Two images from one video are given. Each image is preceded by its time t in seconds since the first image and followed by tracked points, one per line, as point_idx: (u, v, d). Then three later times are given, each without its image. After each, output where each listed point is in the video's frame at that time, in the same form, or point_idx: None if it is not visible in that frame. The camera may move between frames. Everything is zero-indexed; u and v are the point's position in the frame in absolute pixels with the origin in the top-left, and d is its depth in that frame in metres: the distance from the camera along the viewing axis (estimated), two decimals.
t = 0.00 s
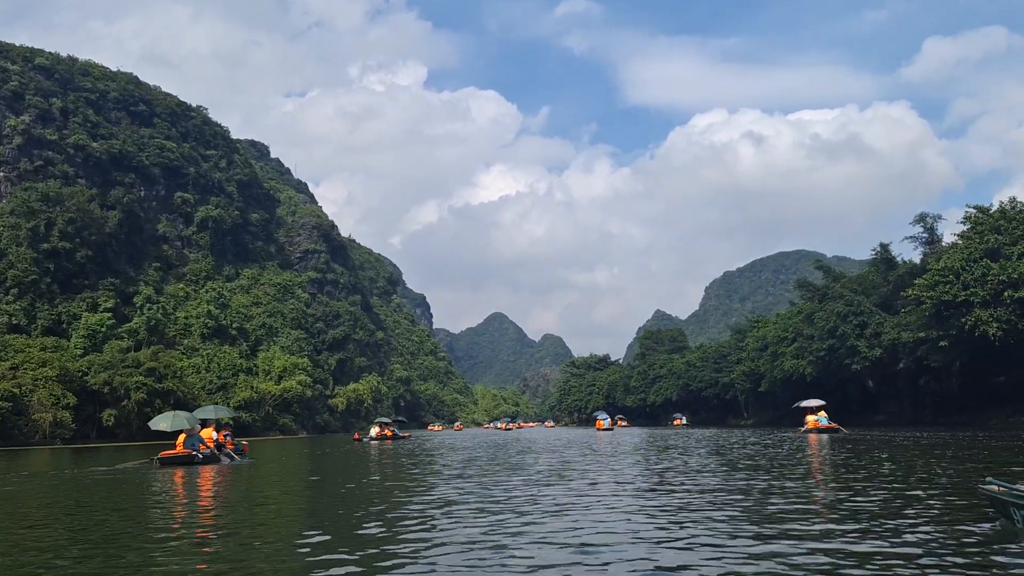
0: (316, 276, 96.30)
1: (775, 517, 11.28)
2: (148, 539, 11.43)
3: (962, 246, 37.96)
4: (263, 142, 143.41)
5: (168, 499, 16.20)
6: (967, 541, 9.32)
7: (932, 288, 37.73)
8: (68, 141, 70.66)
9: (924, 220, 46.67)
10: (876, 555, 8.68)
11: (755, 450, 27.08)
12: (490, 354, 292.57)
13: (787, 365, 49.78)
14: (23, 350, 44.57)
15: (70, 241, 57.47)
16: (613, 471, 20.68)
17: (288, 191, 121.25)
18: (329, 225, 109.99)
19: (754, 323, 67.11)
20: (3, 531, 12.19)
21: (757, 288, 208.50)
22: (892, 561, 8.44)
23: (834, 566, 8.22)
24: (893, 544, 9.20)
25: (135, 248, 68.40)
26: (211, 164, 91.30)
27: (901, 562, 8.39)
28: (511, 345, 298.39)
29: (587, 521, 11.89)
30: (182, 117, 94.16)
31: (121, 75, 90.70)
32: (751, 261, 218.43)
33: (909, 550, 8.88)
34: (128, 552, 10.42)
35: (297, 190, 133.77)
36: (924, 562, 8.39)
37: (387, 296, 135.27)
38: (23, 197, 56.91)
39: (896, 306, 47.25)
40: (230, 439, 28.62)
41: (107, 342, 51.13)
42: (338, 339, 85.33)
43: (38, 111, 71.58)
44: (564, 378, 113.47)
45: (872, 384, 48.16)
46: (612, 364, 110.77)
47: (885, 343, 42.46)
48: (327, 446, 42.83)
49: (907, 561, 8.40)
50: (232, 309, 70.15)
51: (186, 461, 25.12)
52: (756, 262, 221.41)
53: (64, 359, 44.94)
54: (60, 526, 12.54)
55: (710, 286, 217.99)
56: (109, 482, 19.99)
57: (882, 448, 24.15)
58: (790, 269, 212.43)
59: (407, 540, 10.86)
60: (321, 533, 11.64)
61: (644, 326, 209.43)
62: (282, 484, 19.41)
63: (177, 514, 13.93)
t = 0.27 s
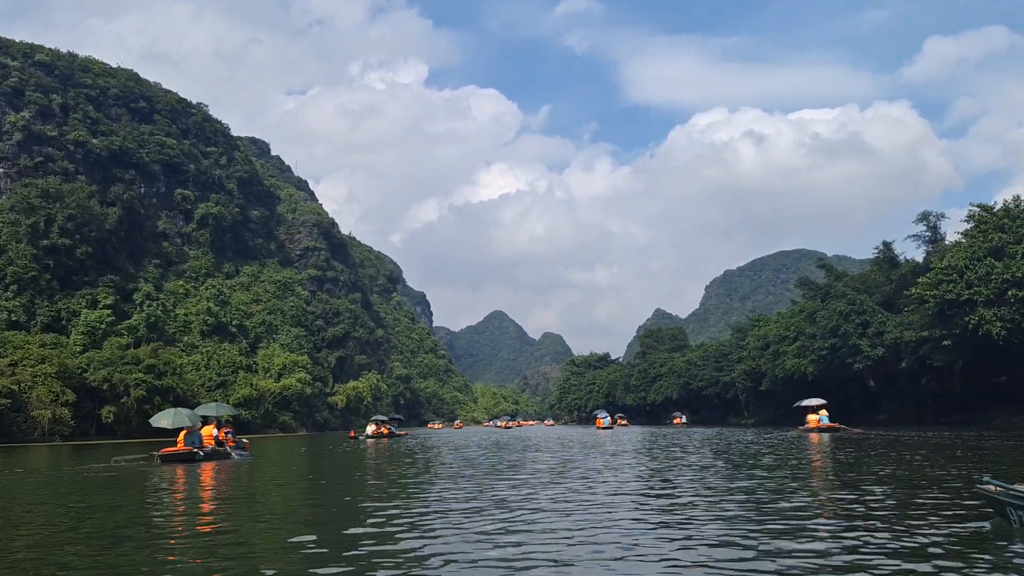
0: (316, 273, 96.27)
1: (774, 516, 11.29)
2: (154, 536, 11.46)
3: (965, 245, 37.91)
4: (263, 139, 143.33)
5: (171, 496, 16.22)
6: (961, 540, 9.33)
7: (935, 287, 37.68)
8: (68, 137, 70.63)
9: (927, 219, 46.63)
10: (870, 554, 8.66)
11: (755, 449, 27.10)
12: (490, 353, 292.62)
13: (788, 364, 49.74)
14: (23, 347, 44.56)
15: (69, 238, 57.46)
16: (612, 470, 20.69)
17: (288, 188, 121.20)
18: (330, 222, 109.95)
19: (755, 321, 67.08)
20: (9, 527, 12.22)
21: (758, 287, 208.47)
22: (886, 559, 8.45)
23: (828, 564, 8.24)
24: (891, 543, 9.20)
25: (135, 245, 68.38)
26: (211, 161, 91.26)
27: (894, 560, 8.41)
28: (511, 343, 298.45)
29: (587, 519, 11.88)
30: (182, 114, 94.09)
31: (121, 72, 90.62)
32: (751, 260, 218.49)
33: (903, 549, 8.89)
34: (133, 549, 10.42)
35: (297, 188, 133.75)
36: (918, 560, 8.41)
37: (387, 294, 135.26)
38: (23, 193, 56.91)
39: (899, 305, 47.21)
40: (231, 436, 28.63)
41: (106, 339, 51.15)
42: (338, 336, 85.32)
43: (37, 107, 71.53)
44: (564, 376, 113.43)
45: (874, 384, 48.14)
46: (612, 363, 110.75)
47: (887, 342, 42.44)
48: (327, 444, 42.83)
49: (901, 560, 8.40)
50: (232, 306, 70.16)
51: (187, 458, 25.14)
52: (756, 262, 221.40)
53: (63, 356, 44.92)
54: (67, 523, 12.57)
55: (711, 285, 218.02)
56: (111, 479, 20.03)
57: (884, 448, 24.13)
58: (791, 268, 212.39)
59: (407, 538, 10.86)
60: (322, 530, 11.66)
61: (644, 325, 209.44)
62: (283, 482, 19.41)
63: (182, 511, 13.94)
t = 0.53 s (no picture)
0: (316, 272, 96.23)
1: (772, 517, 11.26)
2: (154, 534, 11.40)
3: (968, 245, 37.86)
4: (264, 138, 143.29)
5: (170, 495, 16.19)
6: (954, 542, 9.29)
7: (938, 287, 37.62)
8: (68, 135, 70.58)
9: (930, 219, 46.60)
10: (862, 555, 8.63)
11: (755, 449, 27.09)
12: (489, 352, 292.73)
13: (789, 364, 49.70)
14: (21, 345, 44.51)
15: (69, 236, 57.41)
16: (611, 470, 20.70)
17: (289, 186, 121.18)
18: (330, 221, 109.91)
19: (756, 321, 67.05)
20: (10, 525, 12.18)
21: (758, 287, 208.54)
22: (878, 561, 8.41)
23: (819, 566, 8.20)
24: (884, 545, 9.17)
25: (135, 243, 68.32)
26: (211, 159, 91.21)
27: (886, 561, 8.38)
28: (511, 342, 298.55)
29: (585, 520, 11.86)
30: (182, 112, 94.03)
31: (121, 70, 90.54)
32: (751, 260, 218.61)
33: (896, 551, 8.86)
34: (132, 548, 10.36)
35: (297, 186, 133.71)
36: (910, 562, 8.37)
37: (387, 293, 135.25)
38: (22, 190, 56.86)
39: (900, 305, 47.18)
40: (232, 435, 28.61)
41: (105, 337, 51.12)
42: (337, 335, 85.30)
43: (37, 104, 71.47)
44: (564, 375, 113.40)
45: (875, 384, 48.10)
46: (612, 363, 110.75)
47: (889, 343, 42.42)
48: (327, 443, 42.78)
49: (893, 562, 8.36)
50: (231, 304, 70.14)
51: (187, 457, 25.11)
52: (757, 262, 221.49)
53: (61, 354, 44.87)
54: (68, 522, 12.54)
55: (711, 285, 218.11)
56: (110, 477, 19.99)
57: (886, 449, 24.08)
58: (791, 268, 212.45)
59: (406, 537, 10.84)
60: (320, 529, 11.66)
61: (644, 324, 209.55)
62: (281, 481, 19.39)
63: (185, 510, 13.90)
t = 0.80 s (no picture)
0: (316, 273, 96.22)
1: (769, 522, 11.25)
2: (152, 535, 11.47)
3: (972, 248, 37.78)
4: (265, 138, 143.31)
5: (169, 496, 16.16)
6: (950, 549, 9.25)
7: (941, 291, 37.56)
8: (68, 135, 70.60)
9: (933, 222, 46.56)
10: (859, 562, 8.57)
11: (756, 453, 27.03)
12: (489, 354, 292.79)
13: (791, 367, 49.65)
14: (20, 345, 44.51)
15: (69, 236, 57.39)
16: (611, 474, 20.59)
17: (289, 187, 121.19)
18: (331, 222, 109.93)
19: (757, 325, 67.03)
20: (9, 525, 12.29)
21: (758, 290, 208.67)
22: (875, 567, 8.36)
23: (815, 572, 8.14)
24: (881, 551, 9.13)
25: (135, 243, 68.32)
26: (212, 159, 91.24)
27: (882, 568, 8.33)
28: (511, 344, 298.58)
29: (583, 523, 11.86)
30: (183, 112, 94.09)
31: (122, 70, 90.57)
32: (752, 263, 218.68)
33: (892, 557, 8.81)
34: (130, 550, 10.28)
35: (298, 187, 133.74)
36: (906, 569, 8.31)
37: (387, 294, 135.26)
38: (22, 190, 56.84)
39: (903, 309, 47.13)
40: (233, 436, 28.57)
41: (105, 338, 51.12)
42: (337, 336, 85.30)
43: (37, 104, 71.49)
44: (564, 378, 113.36)
45: (877, 388, 48.04)
46: (612, 365, 110.74)
47: (892, 347, 42.35)
48: (327, 444, 42.72)
49: (890, 569, 8.32)
50: (231, 305, 70.14)
51: (188, 458, 25.09)
52: (757, 265, 221.52)
53: (60, 354, 44.87)
54: (67, 521, 12.63)
55: (711, 288, 218.19)
56: (108, 479, 19.90)
57: (889, 454, 24.05)
58: (792, 272, 212.52)
59: (404, 539, 10.86)
60: (320, 531, 11.66)
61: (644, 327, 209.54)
62: (280, 482, 19.41)
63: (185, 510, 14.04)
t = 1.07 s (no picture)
0: (317, 274, 96.19)
1: (770, 526, 11.25)
2: (152, 534, 11.53)
3: (977, 252, 37.69)
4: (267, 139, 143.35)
5: (170, 497, 16.14)
6: (950, 555, 9.22)
7: (946, 295, 37.49)
8: (69, 135, 70.66)
9: (937, 226, 46.49)
10: (859, 567, 8.55)
11: (758, 457, 26.97)
12: (490, 356, 292.69)
13: (794, 371, 49.58)
14: (20, 345, 44.52)
15: (69, 236, 57.39)
16: (613, 478, 20.48)
17: (291, 188, 121.20)
18: (332, 223, 109.93)
19: (759, 328, 66.96)
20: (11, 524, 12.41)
21: (759, 293, 208.59)
22: (875, 572, 8.32)
23: None
24: (880, 557, 9.11)
25: (136, 243, 68.33)
26: (214, 160, 91.26)
27: (883, 573, 8.29)
28: (511, 346, 298.47)
29: (584, 527, 11.87)
30: (185, 113, 94.15)
31: (124, 70, 90.63)
32: (753, 267, 218.62)
33: (892, 563, 8.79)
34: (131, 552, 10.22)
35: (299, 188, 133.76)
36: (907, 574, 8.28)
37: (388, 296, 135.23)
38: (23, 189, 56.84)
39: (907, 313, 47.02)
40: (235, 437, 28.57)
41: (105, 338, 51.12)
42: (338, 337, 85.25)
43: (39, 104, 71.53)
44: (564, 380, 113.26)
45: (880, 392, 47.94)
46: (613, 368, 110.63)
47: (896, 351, 42.28)
48: (327, 446, 42.66)
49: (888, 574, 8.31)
50: (232, 306, 70.14)
51: (189, 459, 25.10)
52: (758, 268, 221.43)
53: (60, 354, 44.86)
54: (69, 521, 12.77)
55: (712, 291, 218.11)
56: (111, 480, 19.86)
57: (893, 458, 23.98)
58: (793, 276, 212.48)
59: (405, 541, 10.86)
60: (321, 532, 11.67)
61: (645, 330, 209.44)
62: (281, 483, 19.42)
63: (186, 510, 14.22)
